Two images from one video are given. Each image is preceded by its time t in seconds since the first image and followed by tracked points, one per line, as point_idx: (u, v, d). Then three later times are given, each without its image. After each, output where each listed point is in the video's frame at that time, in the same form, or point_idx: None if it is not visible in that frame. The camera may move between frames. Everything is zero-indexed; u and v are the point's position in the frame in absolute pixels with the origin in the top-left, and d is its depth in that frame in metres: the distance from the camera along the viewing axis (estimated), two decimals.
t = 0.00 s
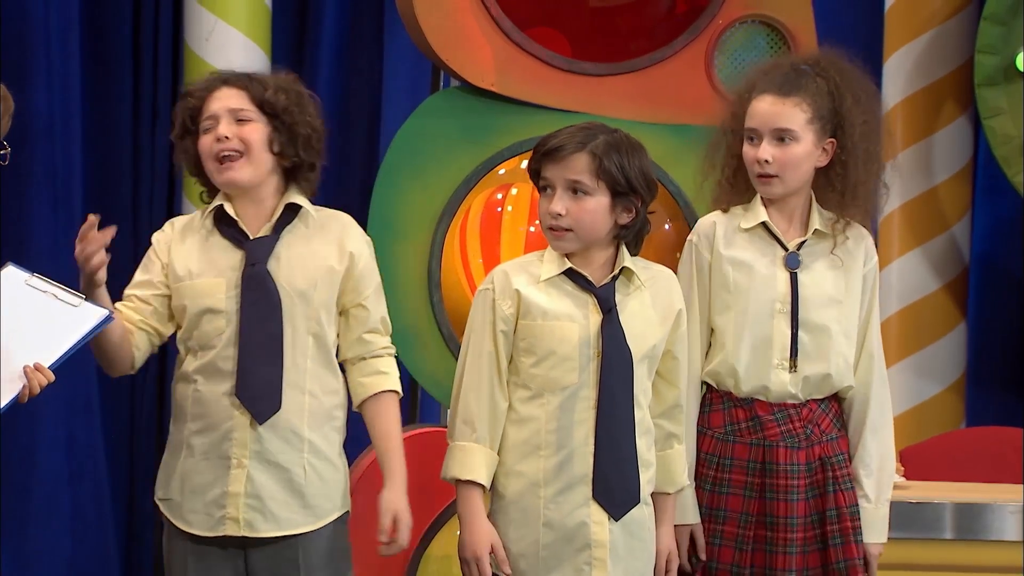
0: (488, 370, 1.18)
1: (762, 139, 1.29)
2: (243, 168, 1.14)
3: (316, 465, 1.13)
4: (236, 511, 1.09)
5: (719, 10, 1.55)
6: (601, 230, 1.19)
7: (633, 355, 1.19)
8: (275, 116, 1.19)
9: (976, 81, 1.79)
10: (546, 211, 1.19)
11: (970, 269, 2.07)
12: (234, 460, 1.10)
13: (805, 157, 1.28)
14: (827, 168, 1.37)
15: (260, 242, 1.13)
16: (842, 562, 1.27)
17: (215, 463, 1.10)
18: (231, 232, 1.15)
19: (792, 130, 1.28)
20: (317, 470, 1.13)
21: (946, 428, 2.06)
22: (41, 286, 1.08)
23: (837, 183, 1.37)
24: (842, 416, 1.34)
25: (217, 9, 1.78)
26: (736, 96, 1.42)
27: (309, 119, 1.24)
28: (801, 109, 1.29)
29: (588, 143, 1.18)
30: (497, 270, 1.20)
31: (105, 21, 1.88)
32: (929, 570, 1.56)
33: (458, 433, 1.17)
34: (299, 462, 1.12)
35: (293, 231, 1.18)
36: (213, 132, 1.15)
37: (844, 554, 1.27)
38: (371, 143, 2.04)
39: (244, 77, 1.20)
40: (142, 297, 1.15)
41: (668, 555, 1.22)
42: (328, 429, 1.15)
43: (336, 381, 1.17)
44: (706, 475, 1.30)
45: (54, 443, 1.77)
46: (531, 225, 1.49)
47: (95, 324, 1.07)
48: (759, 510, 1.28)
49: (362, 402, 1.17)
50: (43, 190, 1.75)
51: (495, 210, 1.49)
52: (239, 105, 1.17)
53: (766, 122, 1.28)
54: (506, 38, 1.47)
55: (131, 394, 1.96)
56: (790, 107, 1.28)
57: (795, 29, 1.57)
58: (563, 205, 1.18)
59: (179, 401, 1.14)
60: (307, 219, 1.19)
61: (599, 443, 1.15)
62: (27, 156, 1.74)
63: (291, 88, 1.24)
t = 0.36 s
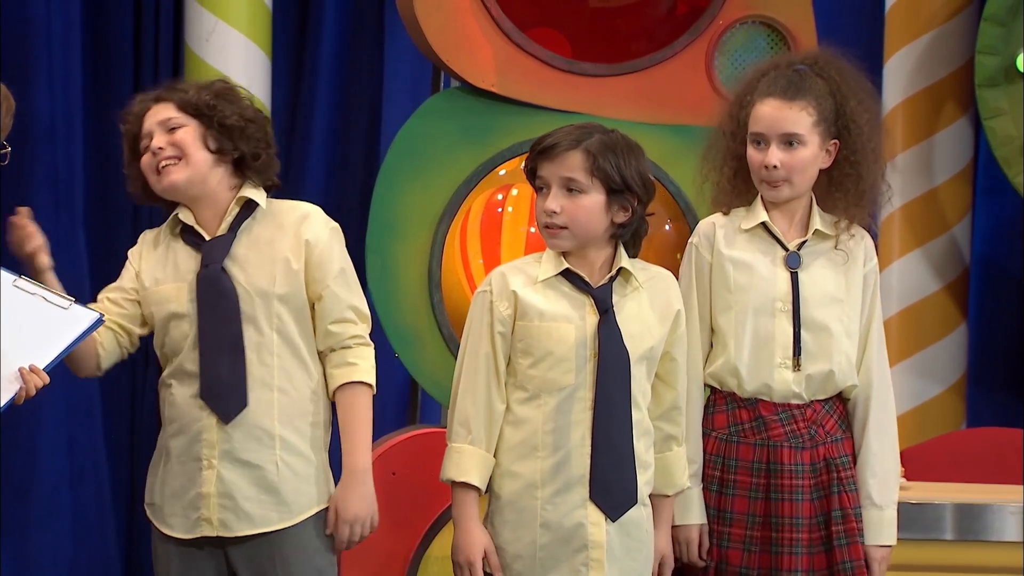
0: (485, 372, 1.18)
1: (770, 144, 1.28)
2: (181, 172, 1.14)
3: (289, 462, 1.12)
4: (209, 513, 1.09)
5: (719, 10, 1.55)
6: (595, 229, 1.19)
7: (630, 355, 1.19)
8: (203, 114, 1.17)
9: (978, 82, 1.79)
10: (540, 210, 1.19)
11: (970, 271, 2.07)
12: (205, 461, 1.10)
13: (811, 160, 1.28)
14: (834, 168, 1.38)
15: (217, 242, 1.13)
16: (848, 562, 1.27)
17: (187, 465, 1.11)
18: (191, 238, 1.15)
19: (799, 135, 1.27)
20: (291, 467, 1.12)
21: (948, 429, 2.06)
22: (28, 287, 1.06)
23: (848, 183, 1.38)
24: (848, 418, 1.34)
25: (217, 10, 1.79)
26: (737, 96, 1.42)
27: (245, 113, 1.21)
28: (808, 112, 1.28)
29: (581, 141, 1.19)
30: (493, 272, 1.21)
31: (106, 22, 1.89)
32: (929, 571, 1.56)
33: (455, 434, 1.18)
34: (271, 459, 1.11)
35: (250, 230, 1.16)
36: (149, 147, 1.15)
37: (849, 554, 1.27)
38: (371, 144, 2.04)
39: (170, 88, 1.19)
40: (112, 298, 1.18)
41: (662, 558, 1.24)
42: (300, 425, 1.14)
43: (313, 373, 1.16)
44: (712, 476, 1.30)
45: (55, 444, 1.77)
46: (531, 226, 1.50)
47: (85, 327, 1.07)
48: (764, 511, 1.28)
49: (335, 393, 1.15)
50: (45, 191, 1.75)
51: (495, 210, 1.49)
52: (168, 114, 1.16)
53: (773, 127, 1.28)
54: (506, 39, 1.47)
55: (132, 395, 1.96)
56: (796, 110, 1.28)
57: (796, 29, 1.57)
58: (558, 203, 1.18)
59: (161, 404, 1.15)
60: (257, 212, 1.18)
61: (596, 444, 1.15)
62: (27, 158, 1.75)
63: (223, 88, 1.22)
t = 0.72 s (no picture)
0: (485, 374, 1.19)
1: (771, 148, 1.28)
2: (189, 182, 1.13)
3: (292, 466, 1.12)
4: (211, 519, 1.09)
5: (722, 13, 1.55)
6: (593, 230, 1.19)
7: (628, 357, 1.18)
8: (213, 123, 1.16)
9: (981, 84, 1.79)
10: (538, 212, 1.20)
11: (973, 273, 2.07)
12: (207, 467, 1.10)
13: (813, 164, 1.28)
14: (835, 170, 1.38)
15: (218, 249, 1.13)
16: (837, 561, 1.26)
17: (190, 471, 1.11)
18: (190, 244, 1.15)
19: (801, 138, 1.27)
20: (294, 471, 1.12)
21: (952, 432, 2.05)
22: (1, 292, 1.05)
23: (849, 185, 1.38)
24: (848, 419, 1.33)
25: (220, 12, 1.79)
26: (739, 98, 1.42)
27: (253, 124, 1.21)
28: (808, 115, 1.29)
29: (578, 142, 1.19)
30: (495, 275, 1.21)
31: (109, 25, 1.89)
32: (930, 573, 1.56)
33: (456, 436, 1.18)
34: (274, 466, 1.11)
35: (248, 237, 1.16)
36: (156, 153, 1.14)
37: (837, 552, 1.26)
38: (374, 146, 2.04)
39: (177, 91, 1.18)
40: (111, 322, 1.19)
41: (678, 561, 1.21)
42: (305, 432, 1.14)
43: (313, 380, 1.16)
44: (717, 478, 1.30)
45: (58, 447, 1.77)
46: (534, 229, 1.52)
47: (66, 330, 1.08)
48: (768, 514, 1.28)
49: (346, 396, 1.14)
50: (48, 192, 1.75)
51: (498, 213, 1.50)
52: (176, 120, 1.15)
53: (774, 130, 1.28)
54: (509, 41, 1.47)
55: (135, 397, 1.96)
56: (797, 113, 1.28)
57: (799, 32, 1.58)
58: (555, 204, 1.18)
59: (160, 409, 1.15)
60: (257, 220, 1.17)
61: (594, 446, 1.15)
62: (31, 159, 1.75)
63: (230, 95, 1.21)
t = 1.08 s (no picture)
0: (490, 375, 1.19)
1: (783, 158, 1.28)
2: (216, 185, 1.13)
3: (315, 467, 1.12)
4: (234, 519, 1.09)
5: (728, 14, 1.55)
6: (597, 233, 1.19)
7: (632, 359, 1.18)
8: (242, 125, 1.17)
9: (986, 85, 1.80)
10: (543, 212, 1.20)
11: (979, 275, 2.06)
12: (230, 468, 1.10)
13: (826, 172, 1.28)
14: (847, 173, 1.38)
15: (243, 251, 1.13)
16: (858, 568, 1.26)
17: (211, 472, 1.11)
18: (216, 246, 1.15)
19: (813, 147, 1.27)
20: (316, 473, 1.12)
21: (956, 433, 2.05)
22: None
23: (860, 188, 1.38)
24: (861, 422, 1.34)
25: (226, 14, 1.79)
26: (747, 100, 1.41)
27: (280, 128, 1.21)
28: (819, 124, 1.28)
29: (583, 144, 1.19)
30: (500, 277, 1.21)
31: (115, 27, 1.89)
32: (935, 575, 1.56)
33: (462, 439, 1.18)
34: (296, 466, 1.11)
35: (276, 238, 1.16)
36: (183, 152, 1.14)
37: (858, 561, 1.27)
38: (379, 148, 2.04)
39: (205, 91, 1.18)
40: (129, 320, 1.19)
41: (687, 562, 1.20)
42: (326, 433, 1.14)
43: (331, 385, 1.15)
44: (729, 478, 1.32)
45: (62, 447, 1.77)
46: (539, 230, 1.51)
47: (55, 327, 1.09)
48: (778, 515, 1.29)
49: (366, 401, 1.16)
50: (51, 193, 1.75)
51: (503, 214, 1.51)
52: (205, 121, 1.15)
53: (786, 141, 1.27)
54: (515, 43, 1.47)
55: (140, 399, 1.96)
56: (808, 123, 1.28)
57: (804, 33, 1.58)
58: (558, 206, 1.18)
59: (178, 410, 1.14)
60: (285, 222, 1.18)
61: (597, 448, 1.15)
62: (35, 160, 1.75)
63: (258, 96, 1.21)
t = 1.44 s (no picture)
0: (490, 376, 1.18)
1: (789, 161, 1.28)
2: (260, 164, 1.15)
3: (333, 462, 1.12)
4: (254, 514, 1.08)
5: (730, 15, 1.55)
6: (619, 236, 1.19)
7: (633, 361, 1.18)
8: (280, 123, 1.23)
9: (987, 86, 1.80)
10: (567, 217, 1.18)
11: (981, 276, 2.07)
12: (249, 464, 1.09)
13: (833, 176, 1.28)
14: (851, 175, 1.38)
15: (262, 245, 1.13)
16: (869, 568, 1.26)
17: (229, 469, 1.10)
18: (233, 238, 1.15)
19: (819, 151, 1.27)
20: (333, 468, 1.12)
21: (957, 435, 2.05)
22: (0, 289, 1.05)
23: (864, 190, 1.38)
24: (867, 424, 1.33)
25: (228, 15, 1.79)
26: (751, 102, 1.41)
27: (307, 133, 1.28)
28: (825, 127, 1.28)
29: (610, 146, 1.20)
30: (499, 278, 1.21)
31: (116, 28, 1.89)
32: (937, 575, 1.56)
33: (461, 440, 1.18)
34: (314, 461, 1.11)
35: (293, 232, 1.17)
36: (225, 132, 1.15)
37: (870, 561, 1.26)
38: (381, 148, 2.04)
39: (245, 87, 1.23)
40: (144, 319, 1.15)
41: (692, 556, 1.19)
42: (341, 430, 1.14)
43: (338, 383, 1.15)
44: (726, 482, 1.32)
45: (64, 448, 1.77)
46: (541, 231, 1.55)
47: (68, 325, 1.09)
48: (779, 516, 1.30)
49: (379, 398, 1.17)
50: (52, 194, 1.75)
51: (506, 215, 1.52)
52: (248, 109, 1.19)
53: (791, 144, 1.27)
54: (517, 43, 1.47)
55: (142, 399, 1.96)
56: (814, 126, 1.28)
57: (806, 34, 1.58)
58: (588, 211, 1.17)
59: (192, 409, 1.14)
60: (300, 215, 1.19)
61: (598, 448, 1.15)
62: (37, 161, 1.75)
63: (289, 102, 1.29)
